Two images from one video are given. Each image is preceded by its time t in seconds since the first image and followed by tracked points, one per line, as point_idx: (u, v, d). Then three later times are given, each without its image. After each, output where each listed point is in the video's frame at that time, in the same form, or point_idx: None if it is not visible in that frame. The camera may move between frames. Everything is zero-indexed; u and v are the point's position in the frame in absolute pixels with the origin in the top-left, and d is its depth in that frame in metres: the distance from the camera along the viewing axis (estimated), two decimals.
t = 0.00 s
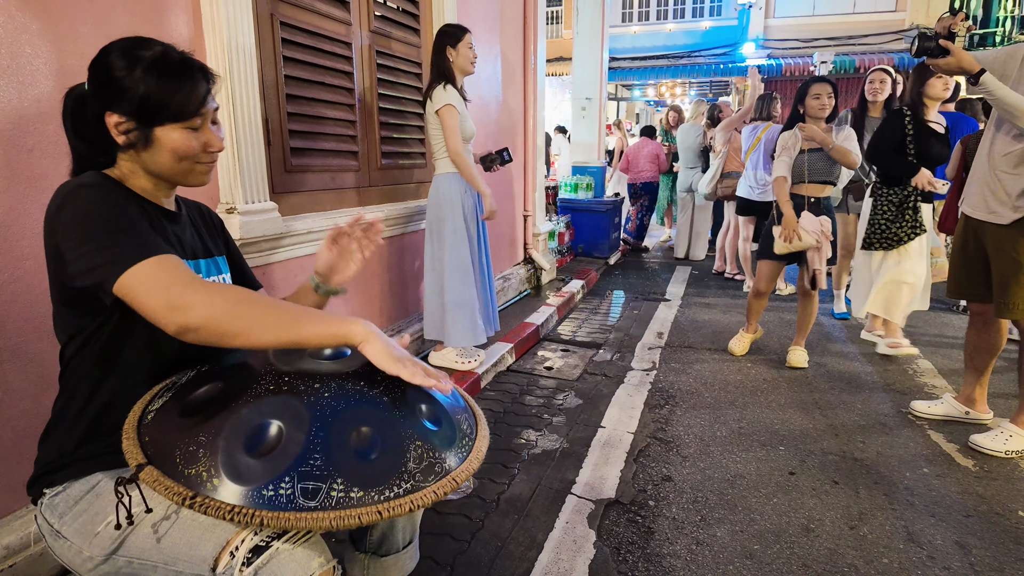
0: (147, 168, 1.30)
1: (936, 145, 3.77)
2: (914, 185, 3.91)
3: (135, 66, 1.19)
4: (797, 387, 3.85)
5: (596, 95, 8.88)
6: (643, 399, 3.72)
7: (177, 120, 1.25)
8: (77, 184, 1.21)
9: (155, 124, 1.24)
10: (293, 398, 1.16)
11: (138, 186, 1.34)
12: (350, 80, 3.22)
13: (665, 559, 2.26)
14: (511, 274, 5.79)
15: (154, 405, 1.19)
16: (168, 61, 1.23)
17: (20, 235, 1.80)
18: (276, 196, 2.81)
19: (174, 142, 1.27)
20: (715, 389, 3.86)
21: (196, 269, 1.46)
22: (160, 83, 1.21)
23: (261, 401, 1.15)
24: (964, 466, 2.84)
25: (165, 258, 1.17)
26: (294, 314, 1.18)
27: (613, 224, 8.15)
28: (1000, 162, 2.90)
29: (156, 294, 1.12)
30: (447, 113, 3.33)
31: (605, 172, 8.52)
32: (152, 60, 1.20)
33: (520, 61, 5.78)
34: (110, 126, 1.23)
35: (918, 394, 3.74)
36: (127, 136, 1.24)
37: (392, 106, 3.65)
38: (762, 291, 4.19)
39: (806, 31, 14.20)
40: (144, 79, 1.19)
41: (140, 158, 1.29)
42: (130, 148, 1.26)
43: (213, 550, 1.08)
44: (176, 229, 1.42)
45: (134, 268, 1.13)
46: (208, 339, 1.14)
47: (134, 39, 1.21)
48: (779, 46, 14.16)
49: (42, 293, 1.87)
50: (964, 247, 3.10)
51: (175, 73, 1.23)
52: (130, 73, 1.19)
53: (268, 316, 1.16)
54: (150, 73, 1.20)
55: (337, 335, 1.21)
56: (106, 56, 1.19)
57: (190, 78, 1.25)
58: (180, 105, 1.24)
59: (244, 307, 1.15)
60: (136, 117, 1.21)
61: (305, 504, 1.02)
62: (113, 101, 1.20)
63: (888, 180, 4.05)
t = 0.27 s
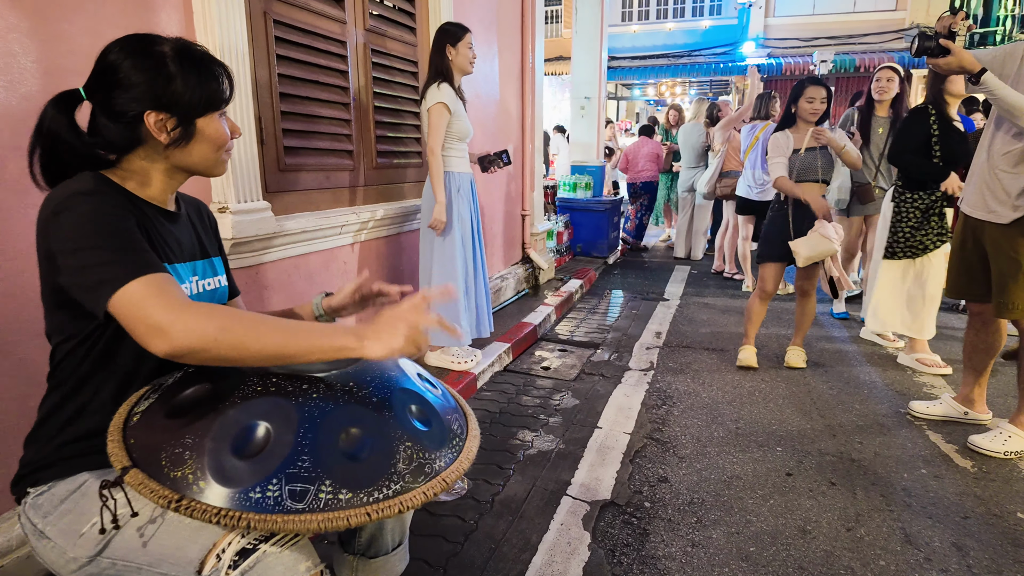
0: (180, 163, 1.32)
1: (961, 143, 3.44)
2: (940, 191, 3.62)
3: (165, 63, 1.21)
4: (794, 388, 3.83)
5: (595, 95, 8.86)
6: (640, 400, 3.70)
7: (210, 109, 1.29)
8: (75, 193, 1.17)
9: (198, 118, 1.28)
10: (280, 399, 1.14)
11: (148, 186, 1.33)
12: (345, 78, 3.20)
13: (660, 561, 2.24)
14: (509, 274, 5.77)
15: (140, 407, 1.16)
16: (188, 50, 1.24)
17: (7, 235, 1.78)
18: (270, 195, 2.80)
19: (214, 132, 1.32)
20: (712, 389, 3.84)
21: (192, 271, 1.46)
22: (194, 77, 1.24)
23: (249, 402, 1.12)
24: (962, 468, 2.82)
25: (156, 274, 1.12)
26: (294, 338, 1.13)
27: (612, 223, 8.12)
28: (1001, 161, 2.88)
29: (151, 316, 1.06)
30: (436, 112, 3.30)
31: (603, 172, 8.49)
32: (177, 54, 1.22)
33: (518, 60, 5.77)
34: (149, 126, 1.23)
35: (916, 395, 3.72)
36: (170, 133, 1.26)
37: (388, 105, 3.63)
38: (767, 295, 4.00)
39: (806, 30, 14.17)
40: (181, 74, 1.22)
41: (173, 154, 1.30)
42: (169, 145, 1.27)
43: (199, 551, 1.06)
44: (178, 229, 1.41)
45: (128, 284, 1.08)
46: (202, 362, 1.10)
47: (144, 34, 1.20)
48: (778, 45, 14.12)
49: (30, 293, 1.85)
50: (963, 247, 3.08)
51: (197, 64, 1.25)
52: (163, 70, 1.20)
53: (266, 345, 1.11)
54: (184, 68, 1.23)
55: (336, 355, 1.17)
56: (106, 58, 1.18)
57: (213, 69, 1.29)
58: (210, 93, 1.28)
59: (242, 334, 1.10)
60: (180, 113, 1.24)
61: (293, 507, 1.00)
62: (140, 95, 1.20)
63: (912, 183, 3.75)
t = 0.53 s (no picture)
0: (158, 163, 1.27)
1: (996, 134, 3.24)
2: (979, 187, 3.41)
3: (144, 58, 1.16)
4: (797, 390, 3.77)
5: (598, 93, 8.79)
6: (641, 402, 3.65)
7: (193, 109, 1.24)
8: (34, 197, 1.12)
9: (180, 116, 1.23)
10: (253, 417, 1.09)
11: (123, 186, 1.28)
12: (340, 76, 3.16)
13: (659, 570, 2.19)
14: (509, 274, 5.72)
15: (108, 421, 1.12)
16: (173, 47, 1.20)
17: None
18: (263, 195, 2.76)
19: (196, 133, 1.28)
20: (714, 391, 3.78)
21: (166, 274, 1.41)
22: (177, 75, 1.19)
23: (219, 419, 1.07)
24: (969, 473, 2.76)
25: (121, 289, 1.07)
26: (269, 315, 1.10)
27: (614, 223, 8.06)
28: (1010, 160, 2.82)
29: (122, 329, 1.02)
30: (430, 110, 3.25)
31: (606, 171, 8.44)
32: (157, 50, 1.17)
33: (518, 58, 5.71)
34: (126, 125, 1.18)
35: (922, 398, 3.65)
36: (149, 132, 1.20)
37: (384, 103, 3.58)
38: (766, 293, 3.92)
39: (810, 29, 14.06)
40: (162, 70, 1.17)
41: (150, 154, 1.25)
42: (148, 145, 1.22)
43: None
44: (149, 231, 1.37)
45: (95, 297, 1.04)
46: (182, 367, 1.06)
47: (122, 28, 1.15)
48: (782, 43, 14.01)
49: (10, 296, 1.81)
50: (971, 247, 3.01)
51: (180, 61, 1.20)
52: (142, 65, 1.15)
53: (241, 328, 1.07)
54: (165, 65, 1.18)
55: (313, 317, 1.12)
56: (79, 52, 1.14)
57: (196, 67, 1.24)
58: (194, 93, 1.23)
59: (215, 327, 1.05)
60: (161, 112, 1.19)
61: (263, 535, 0.96)
62: (118, 91, 1.15)
63: (946, 181, 3.52)
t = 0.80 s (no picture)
0: (133, 160, 1.26)
1: None
2: None
3: (115, 50, 1.13)
4: (812, 395, 3.69)
5: (610, 93, 8.72)
6: (652, 406, 3.58)
7: (166, 104, 1.22)
8: (11, 196, 1.11)
9: (150, 112, 1.20)
10: (244, 425, 1.06)
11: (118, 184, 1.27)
12: (348, 75, 3.14)
13: None
14: (520, 275, 5.68)
15: (99, 426, 1.11)
16: (144, 36, 1.16)
17: None
18: (270, 195, 2.74)
19: (173, 129, 1.26)
20: (727, 396, 3.70)
21: (156, 273, 1.40)
22: (147, 68, 1.16)
23: (210, 426, 1.05)
24: (992, 483, 2.66)
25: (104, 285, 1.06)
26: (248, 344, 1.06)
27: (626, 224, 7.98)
28: None
29: (96, 329, 1.00)
30: (436, 109, 3.23)
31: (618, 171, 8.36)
32: (130, 43, 1.14)
33: (530, 57, 5.67)
34: (95, 119, 1.16)
35: (943, 404, 3.55)
36: (118, 127, 1.19)
37: (393, 102, 3.56)
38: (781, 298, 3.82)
39: (826, 27, 13.84)
40: (132, 63, 1.15)
41: (124, 150, 1.24)
42: (119, 140, 1.21)
43: None
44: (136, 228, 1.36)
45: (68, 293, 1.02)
46: (150, 373, 1.03)
47: (97, 18, 1.13)
48: (799, 43, 13.81)
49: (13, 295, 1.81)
50: (995, 248, 2.91)
51: (154, 54, 1.18)
52: (111, 57, 1.13)
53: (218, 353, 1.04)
54: (135, 58, 1.15)
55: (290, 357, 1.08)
56: (49, 41, 1.11)
57: (172, 61, 1.21)
58: (168, 86, 1.20)
59: (193, 335, 1.03)
60: (129, 106, 1.17)
61: (251, 548, 0.92)
62: (84, 86, 1.13)
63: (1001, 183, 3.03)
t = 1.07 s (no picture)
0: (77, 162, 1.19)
1: None
2: None
3: (48, 44, 1.06)
4: (839, 400, 3.59)
5: (633, 94, 8.65)
6: (674, 409, 3.53)
7: (92, 108, 1.10)
8: (11, 203, 1.10)
9: (74, 113, 1.10)
10: (259, 421, 1.06)
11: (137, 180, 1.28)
12: (369, 76, 3.16)
13: None
14: (540, 277, 5.66)
15: (119, 420, 1.13)
16: (91, 39, 1.09)
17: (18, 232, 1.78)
18: (291, 195, 2.77)
19: (92, 137, 1.13)
20: (750, 400, 3.63)
21: (165, 270, 1.41)
22: (70, 66, 1.06)
23: (225, 422, 1.06)
24: None
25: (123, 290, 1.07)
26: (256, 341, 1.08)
27: (649, 225, 7.90)
28: None
29: (106, 336, 1.00)
30: (456, 110, 3.23)
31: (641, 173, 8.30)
32: (71, 39, 1.07)
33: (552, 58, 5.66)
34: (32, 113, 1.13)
35: (976, 411, 3.42)
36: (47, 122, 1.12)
37: (414, 104, 3.58)
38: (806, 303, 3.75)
39: (855, 26, 13.54)
40: (57, 59, 1.06)
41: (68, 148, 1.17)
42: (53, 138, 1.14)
43: None
44: (139, 228, 1.35)
45: (87, 298, 1.02)
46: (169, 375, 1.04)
47: (65, 11, 1.09)
48: (826, 42, 13.53)
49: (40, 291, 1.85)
50: None
51: (93, 55, 1.08)
52: (41, 50, 1.06)
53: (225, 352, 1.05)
54: (63, 54, 1.06)
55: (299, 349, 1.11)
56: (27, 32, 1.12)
57: (112, 64, 1.10)
58: (99, 94, 1.09)
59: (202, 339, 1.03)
60: (51, 103, 1.09)
61: (264, 542, 0.92)
62: (26, 80, 1.08)
63: None
